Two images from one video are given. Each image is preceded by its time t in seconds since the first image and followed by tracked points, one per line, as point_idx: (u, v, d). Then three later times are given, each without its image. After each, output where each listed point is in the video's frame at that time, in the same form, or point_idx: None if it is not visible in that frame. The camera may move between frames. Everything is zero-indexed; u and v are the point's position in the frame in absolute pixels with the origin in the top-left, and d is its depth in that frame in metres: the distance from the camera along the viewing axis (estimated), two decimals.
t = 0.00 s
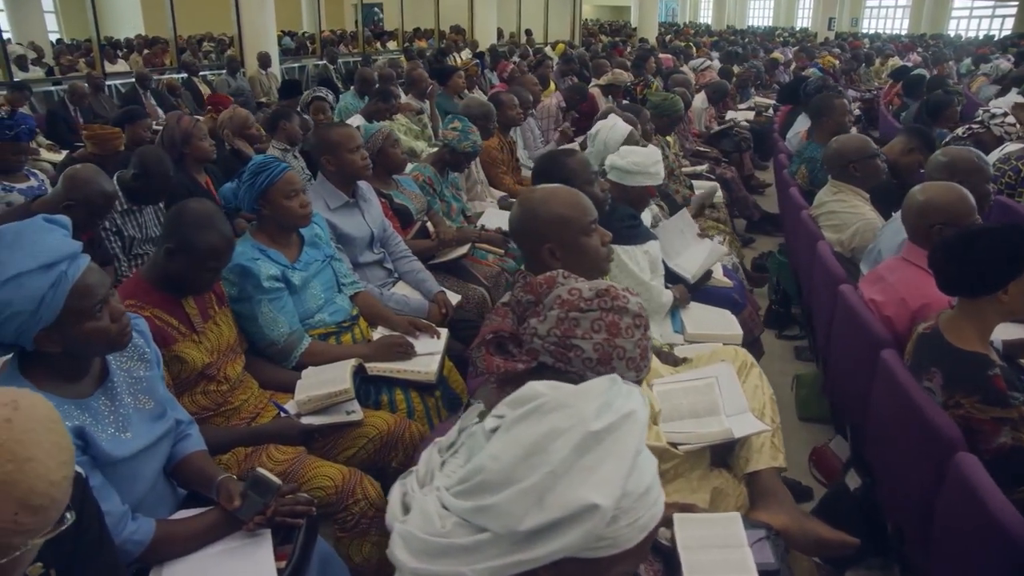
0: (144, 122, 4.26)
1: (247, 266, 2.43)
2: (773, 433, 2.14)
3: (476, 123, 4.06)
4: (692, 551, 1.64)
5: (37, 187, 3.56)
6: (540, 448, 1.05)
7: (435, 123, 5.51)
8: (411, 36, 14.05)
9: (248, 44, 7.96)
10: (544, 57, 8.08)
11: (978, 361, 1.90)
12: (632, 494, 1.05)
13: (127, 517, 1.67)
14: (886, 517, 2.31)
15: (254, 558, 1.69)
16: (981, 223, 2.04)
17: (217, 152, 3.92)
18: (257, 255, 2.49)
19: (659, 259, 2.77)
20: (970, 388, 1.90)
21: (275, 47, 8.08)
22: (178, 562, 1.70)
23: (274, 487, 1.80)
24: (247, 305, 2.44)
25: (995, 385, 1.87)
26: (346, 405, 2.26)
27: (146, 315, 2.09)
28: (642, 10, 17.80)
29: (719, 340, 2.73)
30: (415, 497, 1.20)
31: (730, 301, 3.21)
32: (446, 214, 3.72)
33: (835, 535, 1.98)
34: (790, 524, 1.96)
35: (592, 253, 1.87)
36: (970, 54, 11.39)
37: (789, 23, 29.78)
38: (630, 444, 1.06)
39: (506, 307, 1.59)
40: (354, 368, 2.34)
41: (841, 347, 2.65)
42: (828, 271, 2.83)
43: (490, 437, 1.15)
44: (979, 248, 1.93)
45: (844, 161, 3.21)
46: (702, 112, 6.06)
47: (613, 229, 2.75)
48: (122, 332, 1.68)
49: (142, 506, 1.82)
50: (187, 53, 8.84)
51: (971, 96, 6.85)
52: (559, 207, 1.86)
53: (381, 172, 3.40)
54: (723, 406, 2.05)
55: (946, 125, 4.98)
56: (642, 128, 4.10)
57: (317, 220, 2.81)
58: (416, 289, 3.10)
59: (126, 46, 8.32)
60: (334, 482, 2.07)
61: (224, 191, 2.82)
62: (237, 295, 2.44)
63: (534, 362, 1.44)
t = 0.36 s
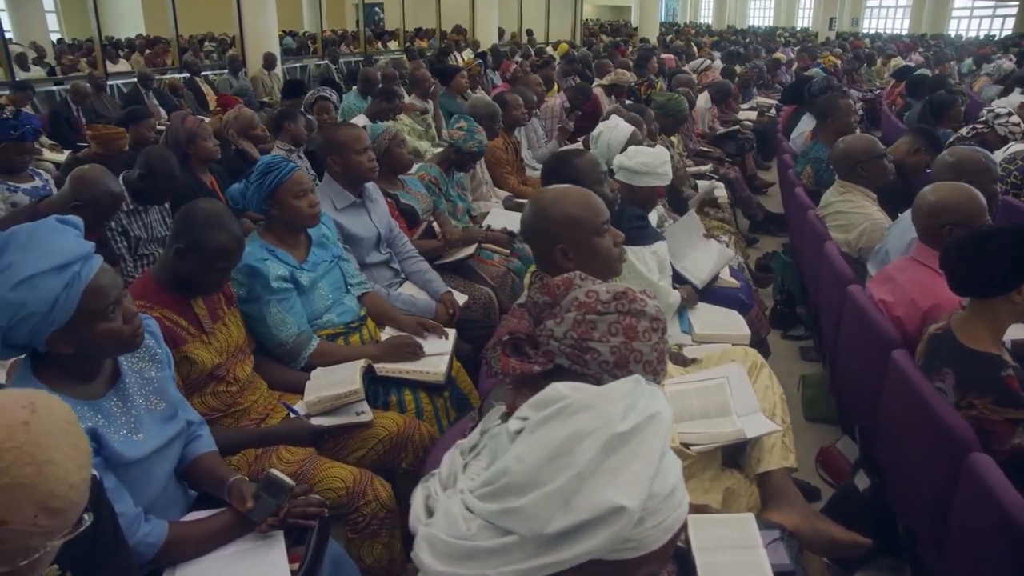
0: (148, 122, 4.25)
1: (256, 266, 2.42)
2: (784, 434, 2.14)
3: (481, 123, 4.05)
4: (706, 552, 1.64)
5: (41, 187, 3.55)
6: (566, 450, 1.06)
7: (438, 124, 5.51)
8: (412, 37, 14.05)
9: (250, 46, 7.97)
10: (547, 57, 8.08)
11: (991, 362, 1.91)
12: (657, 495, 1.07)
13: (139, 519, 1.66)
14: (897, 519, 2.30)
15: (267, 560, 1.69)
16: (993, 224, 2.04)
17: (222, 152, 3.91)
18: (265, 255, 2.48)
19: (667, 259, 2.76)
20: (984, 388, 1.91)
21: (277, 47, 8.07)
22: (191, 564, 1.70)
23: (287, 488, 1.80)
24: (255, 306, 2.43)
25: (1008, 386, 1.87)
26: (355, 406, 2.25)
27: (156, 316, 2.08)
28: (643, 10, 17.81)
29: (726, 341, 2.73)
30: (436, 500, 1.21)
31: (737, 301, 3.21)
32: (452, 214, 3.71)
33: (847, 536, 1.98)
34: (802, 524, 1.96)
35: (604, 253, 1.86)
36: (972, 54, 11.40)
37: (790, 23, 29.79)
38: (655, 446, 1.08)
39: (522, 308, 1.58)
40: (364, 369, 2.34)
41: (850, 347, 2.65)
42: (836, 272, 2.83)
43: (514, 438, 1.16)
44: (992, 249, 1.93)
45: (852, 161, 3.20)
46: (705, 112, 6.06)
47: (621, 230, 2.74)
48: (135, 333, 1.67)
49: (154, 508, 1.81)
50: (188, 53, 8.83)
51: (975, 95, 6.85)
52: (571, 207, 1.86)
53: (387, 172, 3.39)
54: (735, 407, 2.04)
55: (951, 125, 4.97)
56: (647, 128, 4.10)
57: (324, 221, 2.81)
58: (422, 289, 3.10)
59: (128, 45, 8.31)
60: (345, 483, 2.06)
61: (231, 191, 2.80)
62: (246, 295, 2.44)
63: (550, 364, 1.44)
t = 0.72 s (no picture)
0: (154, 122, 4.24)
1: (268, 267, 2.42)
2: (798, 435, 2.13)
3: (489, 124, 4.05)
4: (725, 555, 1.64)
5: (48, 187, 3.54)
6: (600, 455, 1.08)
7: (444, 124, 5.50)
8: (414, 36, 14.06)
9: (253, 46, 7.98)
10: (551, 57, 8.08)
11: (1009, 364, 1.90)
12: (691, 498, 1.09)
13: (156, 521, 1.65)
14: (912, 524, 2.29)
15: (284, 561, 1.68)
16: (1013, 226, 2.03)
17: (229, 152, 3.91)
18: (277, 255, 2.48)
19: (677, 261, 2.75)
20: (1004, 391, 1.88)
21: (280, 47, 8.08)
22: (206, 566, 1.69)
23: (303, 490, 1.79)
24: (267, 306, 2.43)
25: None
26: (367, 407, 2.24)
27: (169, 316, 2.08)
28: (645, 9, 17.81)
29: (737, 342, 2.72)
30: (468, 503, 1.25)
31: (746, 303, 3.21)
32: (459, 214, 3.71)
33: (862, 538, 1.98)
34: (818, 526, 1.96)
35: (621, 254, 1.86)
36: (977, 53, 11.38)
37: (792, 23, 29.78)
38: (689, 448, 1.09)
39: (542, 310, 1.58)
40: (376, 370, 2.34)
41: (862, 348, 2.65)
42: (847, 273, 2.83)
43: (546, 441, 1.18)
44: (1013, 251, 1.92)
45: (862, 161, 3.20)
46: (710, 112, 6.06)
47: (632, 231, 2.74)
48: (151, 334, 1.67)
49: (169, 510, 1.80)
50: (191, 53, 8.84)
51: (981, 95, 6.83)
52: (588, 208, 1.85)
53: (396, 172, 3.39)
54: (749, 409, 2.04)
55: (958, 126, 4.97)
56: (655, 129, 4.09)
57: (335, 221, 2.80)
58: (432, 289, 3.09)
59: (131, 45, 8.32)
60: (359, 484, 2.05)
61: (242, 190, 2.80)
62: (257, 296, 2.43)
63: (571, 365, 1.43)
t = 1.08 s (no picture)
0: (162, 121, 4.24)
1: (281, 267, 2.41)
2: (815, 437, 2.12)
3: (497, 124, 4.04)
4: (747, 557, 1.63)
5: (57, 187, 3.53)
6: (586, 453, 1.03)
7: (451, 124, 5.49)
8: (418, 36, 14.05)
9: (258, 46, 7.98)
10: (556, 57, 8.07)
11: None
12: (691, 479, 1.04)
13: (175, 523, 1.63)
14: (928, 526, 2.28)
15: (303, 563, 1.68)
16: None
17: (237, 152, 3.90)
18: (291, 256, 2.47)
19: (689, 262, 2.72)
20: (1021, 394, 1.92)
21: (285, 47, 8.07)
22: (227, 568, 1.68)
23: (323, 491, 1.79)
24: (280, 306, 2.42)
25: None
26: (382, 408, 2.24)
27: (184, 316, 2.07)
28: (649, 9, 17.80)
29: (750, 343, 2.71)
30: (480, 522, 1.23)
31: (757, 304, 3.20)
32: (469, 215, 3.70)
33: (880, 541, 1.97)
34: (836, 528, 1.96)
35: (640, 255, 1.85)
36: (981, 54, 11.36)
37: (794, 24, 29.76)
38: (678, 429, 1.04)
39: (566, 311, 1.57)
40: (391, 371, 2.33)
41: (876, 349, 2.64)
42: (860, 274, 2.83)
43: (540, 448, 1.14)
44: None
45: (875, 162, 3.19)
46: (717, 112, 6.06)
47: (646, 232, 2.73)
48: (171, 335, 1.66)
49: (188, 511, 1.80)
50: (195, 53, 8.83)
51: (987, 96, 6.82)
52: (607, 209, 1.85)
53: (406, 172, 3.38)
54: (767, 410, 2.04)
55: (966, 126, 4.96)
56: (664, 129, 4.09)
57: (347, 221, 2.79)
58: (442, 289, 3.09)
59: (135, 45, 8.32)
60: (375, 486, 2.05)
61: (255, 190, 2.79)
62: (271, 296, 2.42)
63: (596, 367, 1.42)
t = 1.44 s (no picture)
0: (170, 121, 4.23)
1: (296, 268, 2.40)
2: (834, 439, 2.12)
3: (507, 124, 4.04)
4: (770, 560, 1.62)
5: (66, 187, 3.53)
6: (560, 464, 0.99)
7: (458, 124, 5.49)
8: (421, 36, 14.06)
9: (262, 45, 7.97)
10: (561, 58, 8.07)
11: None
12: (673, 465, 0.98)
13: (196, 525, 1.62)
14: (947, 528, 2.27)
15: (325, 566, 1.67)
16: None
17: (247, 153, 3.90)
18: (305, 256, 2.46)
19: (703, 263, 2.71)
20: None
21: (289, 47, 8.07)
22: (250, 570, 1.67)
23: (345, 494, 1.79)
24: (295, 307, 2.41)
25: None
26: (398, 409, 2.23)
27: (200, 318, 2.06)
28: (652, 9, 17.79)
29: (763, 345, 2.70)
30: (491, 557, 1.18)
31: (769, 305, 3.19)
32: (479, 215, 3.70)
33: (900, 543, 1.97)
34: (856, 530, 1.95)
35: (661, 255, 1.84)
36: (986, 55, 11.35)
37: (796, 24, 29.76)
38: (647, 419, 0.98)
39: (591, 312, 1.57)
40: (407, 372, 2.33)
41: (891, 350, 2.64)
42: (874, 275, 2.82)
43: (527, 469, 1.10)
44: None
45: (888, 162, 3.19)
46: (723, 112, 6.05)
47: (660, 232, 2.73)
48: (193, 336, 1.65)
49: (208, 514, 1.79)
50: (199, 52, 8.83)
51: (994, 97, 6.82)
52: (628, 210, 1.84)
53: (418, 173, 3.38)
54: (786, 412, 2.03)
55: (975, 127, 4.95)
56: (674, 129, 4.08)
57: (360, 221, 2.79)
58: (454, 290, 3.08)
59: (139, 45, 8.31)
60: (393, 487, 2.04)
61: (268, 190, 2.79)
62: (285, 297, 2.42)
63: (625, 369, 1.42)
